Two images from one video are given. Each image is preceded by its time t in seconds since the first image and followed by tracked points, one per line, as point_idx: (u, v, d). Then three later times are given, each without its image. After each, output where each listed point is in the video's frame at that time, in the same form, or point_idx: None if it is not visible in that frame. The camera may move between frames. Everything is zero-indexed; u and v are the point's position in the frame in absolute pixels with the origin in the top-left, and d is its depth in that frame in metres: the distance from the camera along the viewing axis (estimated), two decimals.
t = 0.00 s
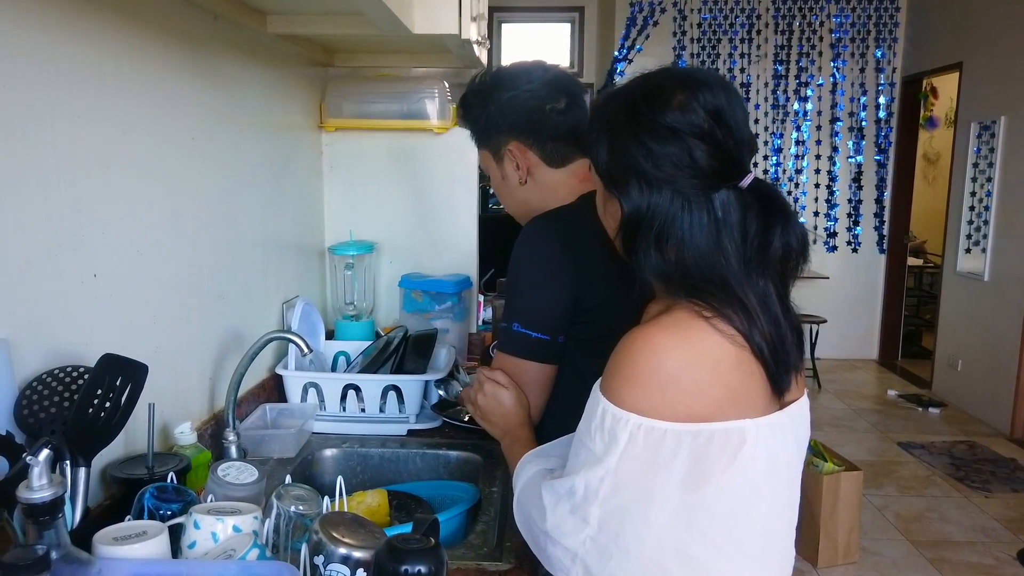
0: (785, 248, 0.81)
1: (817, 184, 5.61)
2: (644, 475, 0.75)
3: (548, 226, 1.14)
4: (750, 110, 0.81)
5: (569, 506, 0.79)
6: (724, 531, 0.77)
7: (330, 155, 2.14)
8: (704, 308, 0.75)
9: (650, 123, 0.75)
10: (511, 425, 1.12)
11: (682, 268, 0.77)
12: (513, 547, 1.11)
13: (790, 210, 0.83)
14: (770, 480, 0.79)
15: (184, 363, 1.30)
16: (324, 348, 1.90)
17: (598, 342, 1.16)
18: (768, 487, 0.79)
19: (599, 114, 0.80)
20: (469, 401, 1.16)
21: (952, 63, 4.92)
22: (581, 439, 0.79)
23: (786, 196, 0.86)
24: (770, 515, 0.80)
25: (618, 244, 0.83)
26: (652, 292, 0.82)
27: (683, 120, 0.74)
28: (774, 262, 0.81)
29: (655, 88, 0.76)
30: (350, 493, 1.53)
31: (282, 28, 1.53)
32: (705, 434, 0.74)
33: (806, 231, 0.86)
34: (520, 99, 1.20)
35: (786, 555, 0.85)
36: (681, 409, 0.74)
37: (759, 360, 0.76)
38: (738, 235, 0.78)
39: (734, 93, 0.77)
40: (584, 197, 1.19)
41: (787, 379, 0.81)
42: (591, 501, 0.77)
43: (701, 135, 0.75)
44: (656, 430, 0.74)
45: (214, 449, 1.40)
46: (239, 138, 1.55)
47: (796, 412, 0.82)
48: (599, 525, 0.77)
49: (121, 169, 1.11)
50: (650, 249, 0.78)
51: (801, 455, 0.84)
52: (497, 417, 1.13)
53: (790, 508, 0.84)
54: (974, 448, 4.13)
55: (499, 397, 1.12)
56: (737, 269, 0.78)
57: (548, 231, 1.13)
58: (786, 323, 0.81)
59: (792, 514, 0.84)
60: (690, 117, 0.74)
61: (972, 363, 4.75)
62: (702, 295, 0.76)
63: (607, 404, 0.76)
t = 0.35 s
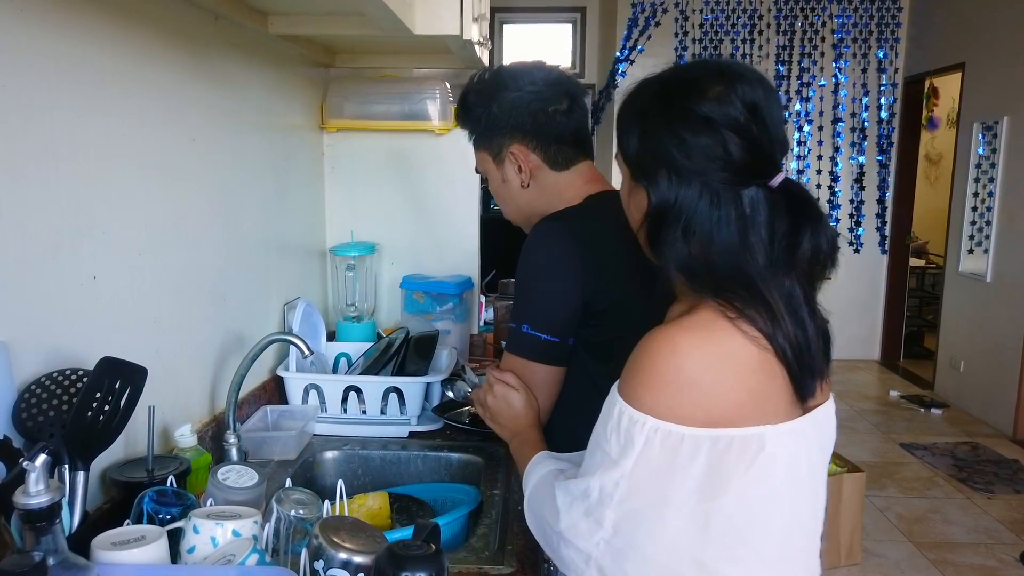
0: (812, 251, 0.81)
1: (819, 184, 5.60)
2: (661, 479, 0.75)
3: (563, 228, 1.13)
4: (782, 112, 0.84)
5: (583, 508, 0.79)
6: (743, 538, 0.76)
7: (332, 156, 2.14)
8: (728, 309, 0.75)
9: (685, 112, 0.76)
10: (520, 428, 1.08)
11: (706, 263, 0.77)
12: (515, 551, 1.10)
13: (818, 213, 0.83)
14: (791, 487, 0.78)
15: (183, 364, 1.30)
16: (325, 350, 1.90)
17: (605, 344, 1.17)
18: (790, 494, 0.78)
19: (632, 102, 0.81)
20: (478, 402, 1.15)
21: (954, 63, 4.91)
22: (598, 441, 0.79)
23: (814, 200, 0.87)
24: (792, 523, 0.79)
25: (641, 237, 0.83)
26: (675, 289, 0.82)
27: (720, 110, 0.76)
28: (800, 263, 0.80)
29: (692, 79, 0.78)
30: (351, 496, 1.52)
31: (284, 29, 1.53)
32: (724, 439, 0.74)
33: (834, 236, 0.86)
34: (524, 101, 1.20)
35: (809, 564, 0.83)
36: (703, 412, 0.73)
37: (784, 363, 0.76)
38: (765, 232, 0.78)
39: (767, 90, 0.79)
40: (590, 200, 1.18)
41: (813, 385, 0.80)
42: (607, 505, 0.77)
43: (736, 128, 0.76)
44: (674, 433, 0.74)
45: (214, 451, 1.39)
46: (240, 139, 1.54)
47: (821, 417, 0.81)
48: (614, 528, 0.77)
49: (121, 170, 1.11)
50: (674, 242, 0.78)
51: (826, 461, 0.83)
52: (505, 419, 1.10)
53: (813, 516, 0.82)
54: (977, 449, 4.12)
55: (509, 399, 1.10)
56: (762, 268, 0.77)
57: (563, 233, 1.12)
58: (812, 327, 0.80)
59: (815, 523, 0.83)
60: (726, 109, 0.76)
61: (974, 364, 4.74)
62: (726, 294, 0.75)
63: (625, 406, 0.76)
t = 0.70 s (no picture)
0: (831, 251, 0.80)
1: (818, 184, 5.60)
2: (680, 504, 0.75)
3: (568, 232, 1.13)
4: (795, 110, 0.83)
5: (602, 536, 0.79)
6: (769, 555, 0.76)
7: (332, 157, 2.14)
8: (744, 322, 0.74)
9: (695, 113, 0.76)
10: (522, 431, 1.07)
11: (722, 269, 0.77)
12: (515, 552, 1.10)
13: (836, 211, 0.82)
14: (813, 502, 0.78)
15: (183, 366, 1.30)
16: (325, 350, 1.90)
17: (603, 348, 1.18)
18: (812, 509, 0.78)
19: (641, 104, 0.81)
20: (482, 395, 1.15)
21: (953, 64, 4.91)
22: (612, 466, 0.79)
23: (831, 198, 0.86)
24: (816, 537, 0.79)
25: (655, 244, 0.83)
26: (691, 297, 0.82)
27: (731, 110, 0.76)
28: (819, 266, 0.80)
29: (700, 79, 0.78)
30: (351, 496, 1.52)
31: (284, 31, 1.53)
32: (743, 460, 0.74)
33: (855, 234, 0.86)
34: (524, 102, 1.20)
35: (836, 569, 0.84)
36: (721, 433, 0.73)
37: (802, 373, 0.75)
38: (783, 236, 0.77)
39: (779, 87, 0.79)
40: (590, 201, 1.19)
41: (834, 388, 0.79)
42: (627, 533, 0.77)
43: (748, 129, 0.76)
44: (692, 457, 0.73)
45: (213, 452, 1.39)
46: (240, 141, 1.54)
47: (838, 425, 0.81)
48: (637, 554, 0.77)
49: (123, 171, 1.11)
50: (689, 248, 0.78)
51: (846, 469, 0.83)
52: (507, 421, 1.10)
53: (837, 525, 0.83)
54: (976, 449, 4.12)
55: (511, 401, 1.09)
56: (780, 273, 0.77)
57: (568, 238, 1.13)
58: (833, 332, 0.79)
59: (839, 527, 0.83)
60: (737, 108, 0.76)
61: (974, 364, 4.74)
62: (742, 306, 0.75)
63: (639, 432, 0.75)
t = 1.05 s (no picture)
0: (822, 253, 0.83)
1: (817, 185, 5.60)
2: (628, 505, 0.82)
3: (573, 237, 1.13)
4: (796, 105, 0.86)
5: (558, 540, 0.86)
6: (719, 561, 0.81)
7: (329, 157, 2.13)
8: (711, 325, 0.79)
9: (688, 110, 0.81)
10: (514, 430, 1.11)
11: (704, 266, 0.82)
12: (511, 553, 1.10)
13: (830, 212, 0.86)
14: (768, 513, 0.81)
15: (179, 367, 1.29)
16: (321, 351, 1.89)
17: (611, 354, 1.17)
18: (768, 520, 0.81)
19: (640, 98, 0.86)
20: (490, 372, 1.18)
21: (952, 64, 4.91)
22: (573, 462, 0.86)
23: (829, 198, 0.89)
24: (774, 548, 0.82)
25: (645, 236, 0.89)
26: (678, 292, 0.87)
27: (723, 109, 0.80)
28: (805, 267, 0.83)
29: (697, 75, 0.82)
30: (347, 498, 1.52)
31: (280, 30, 1.52)
32: (692, 464, 0.79)
33: (851, 237, 0.88)
34: (531, 101, 1.19)
35: None
36: (672, 433, 0.79)
37: (780, 379, 0.79)
38: (768, 238, 0.82)
39: (775, 85, 0.82)
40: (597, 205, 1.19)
41: (817, 387, 0.83)
42: (581, 532, 0.84)
43: (740, 127, 0.80)
44: (642, 455, 0.80)
45: (209, 455, 1.38)
46: (237, 141, 1.54)
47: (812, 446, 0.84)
48: (591, 553, 0.84)
49: (118, 172, 1.11)
50: (673, 244, 0.83)
51: (824, 492, 0.85)
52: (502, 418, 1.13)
53: (813, 543, 0.85)
54: (975, 450, 4.12)
55: (508, 399, 1.12)
56: (763, 272, 0.82)
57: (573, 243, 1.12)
58: (817, 334, 0.83)
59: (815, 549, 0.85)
60: (729, 107, 0.80)
61: (972, 364, 4.74)
62: (715, 307, 0.80)
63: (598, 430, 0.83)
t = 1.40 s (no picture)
0: (809, 249, 0.87)
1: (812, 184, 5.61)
2: (602, 500, 0.86)
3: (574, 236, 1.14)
4: (790, 99, 0.88)
5: (532, 535, 0.90)
6: (690, 557, 0.85)
7: (327, 155, 2.12)
8: (691, 322, 0.83)
9: (680, 105, 0.84)
10: (526, 381, 1.07)
11: (692, 260, 0.87)
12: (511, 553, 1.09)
13: (820, 210, 0.89)
14: (741, 512, 0.84)
15: (176, 366, 1.28)
16: (319, 350, 1.87)
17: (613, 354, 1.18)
18: (741, 519, 0.85)
19: (634, 93, 0.90)
20: (494, 318, 1.12)
21: (945, 63, 4.93)
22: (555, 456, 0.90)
23: (821, 193, 0.91)
24: (747, 548, 0.85)
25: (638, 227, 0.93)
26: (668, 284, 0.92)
27: (712, 104, 0.82)
28: (790, 261, 0.86)
29: (690, 70, 0.85)
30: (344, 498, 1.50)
31: (276, 26, 1.51)
32: (667, 460, 0.83)
33: (842, 234, 0.91)
34: (553, 89, 1.22)
35: None
36: (646, 429, 0.83)
37: (767, 373, 0.83)
38: (755, 234, 0.86)
39: (767, 81, 0.85)
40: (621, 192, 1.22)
41: (807, 381, 0.86)
42: (555, 526, 0.88)
43: (732, 123, 0.83)
44: (618, 448, 0.84)
45: (206, 455, 1.37)
46: (233, 138, 1.53)
47: (791, 450, 0.86)
48: (564, 548, 0.88)
49: (113, 169, 1.09)
50: (663, 238, 0.88)
51: (803, 495, 0.87)
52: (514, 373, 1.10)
53: (787, 545, 0.87)
54: (970, 448, 4.13)
55: (518, 351, 1.10)
56: (751, 267, 0.86)
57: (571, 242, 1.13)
58: (806, 329, 0.87)
59: (793, 549, 0.88)
60: (718, 102, 0.83)
61: (967, 363, 4.75)
62: (700, 303, 0.84)
63: (579, 423, 0.87)
